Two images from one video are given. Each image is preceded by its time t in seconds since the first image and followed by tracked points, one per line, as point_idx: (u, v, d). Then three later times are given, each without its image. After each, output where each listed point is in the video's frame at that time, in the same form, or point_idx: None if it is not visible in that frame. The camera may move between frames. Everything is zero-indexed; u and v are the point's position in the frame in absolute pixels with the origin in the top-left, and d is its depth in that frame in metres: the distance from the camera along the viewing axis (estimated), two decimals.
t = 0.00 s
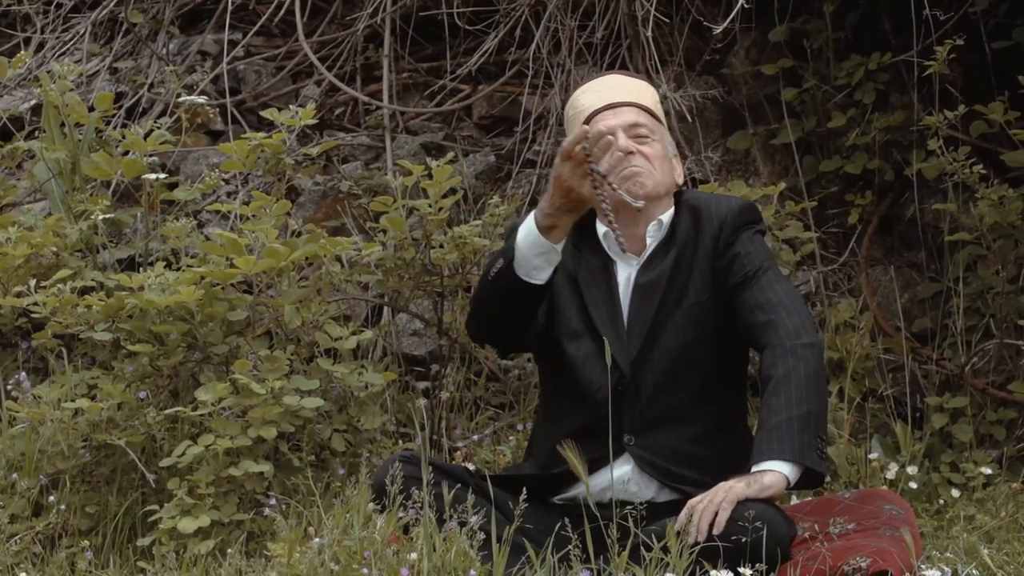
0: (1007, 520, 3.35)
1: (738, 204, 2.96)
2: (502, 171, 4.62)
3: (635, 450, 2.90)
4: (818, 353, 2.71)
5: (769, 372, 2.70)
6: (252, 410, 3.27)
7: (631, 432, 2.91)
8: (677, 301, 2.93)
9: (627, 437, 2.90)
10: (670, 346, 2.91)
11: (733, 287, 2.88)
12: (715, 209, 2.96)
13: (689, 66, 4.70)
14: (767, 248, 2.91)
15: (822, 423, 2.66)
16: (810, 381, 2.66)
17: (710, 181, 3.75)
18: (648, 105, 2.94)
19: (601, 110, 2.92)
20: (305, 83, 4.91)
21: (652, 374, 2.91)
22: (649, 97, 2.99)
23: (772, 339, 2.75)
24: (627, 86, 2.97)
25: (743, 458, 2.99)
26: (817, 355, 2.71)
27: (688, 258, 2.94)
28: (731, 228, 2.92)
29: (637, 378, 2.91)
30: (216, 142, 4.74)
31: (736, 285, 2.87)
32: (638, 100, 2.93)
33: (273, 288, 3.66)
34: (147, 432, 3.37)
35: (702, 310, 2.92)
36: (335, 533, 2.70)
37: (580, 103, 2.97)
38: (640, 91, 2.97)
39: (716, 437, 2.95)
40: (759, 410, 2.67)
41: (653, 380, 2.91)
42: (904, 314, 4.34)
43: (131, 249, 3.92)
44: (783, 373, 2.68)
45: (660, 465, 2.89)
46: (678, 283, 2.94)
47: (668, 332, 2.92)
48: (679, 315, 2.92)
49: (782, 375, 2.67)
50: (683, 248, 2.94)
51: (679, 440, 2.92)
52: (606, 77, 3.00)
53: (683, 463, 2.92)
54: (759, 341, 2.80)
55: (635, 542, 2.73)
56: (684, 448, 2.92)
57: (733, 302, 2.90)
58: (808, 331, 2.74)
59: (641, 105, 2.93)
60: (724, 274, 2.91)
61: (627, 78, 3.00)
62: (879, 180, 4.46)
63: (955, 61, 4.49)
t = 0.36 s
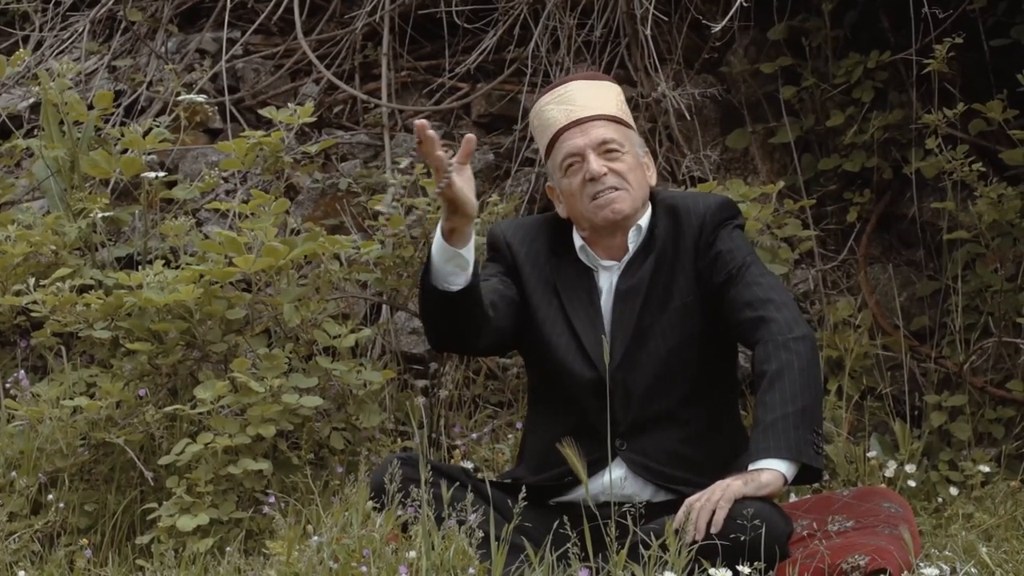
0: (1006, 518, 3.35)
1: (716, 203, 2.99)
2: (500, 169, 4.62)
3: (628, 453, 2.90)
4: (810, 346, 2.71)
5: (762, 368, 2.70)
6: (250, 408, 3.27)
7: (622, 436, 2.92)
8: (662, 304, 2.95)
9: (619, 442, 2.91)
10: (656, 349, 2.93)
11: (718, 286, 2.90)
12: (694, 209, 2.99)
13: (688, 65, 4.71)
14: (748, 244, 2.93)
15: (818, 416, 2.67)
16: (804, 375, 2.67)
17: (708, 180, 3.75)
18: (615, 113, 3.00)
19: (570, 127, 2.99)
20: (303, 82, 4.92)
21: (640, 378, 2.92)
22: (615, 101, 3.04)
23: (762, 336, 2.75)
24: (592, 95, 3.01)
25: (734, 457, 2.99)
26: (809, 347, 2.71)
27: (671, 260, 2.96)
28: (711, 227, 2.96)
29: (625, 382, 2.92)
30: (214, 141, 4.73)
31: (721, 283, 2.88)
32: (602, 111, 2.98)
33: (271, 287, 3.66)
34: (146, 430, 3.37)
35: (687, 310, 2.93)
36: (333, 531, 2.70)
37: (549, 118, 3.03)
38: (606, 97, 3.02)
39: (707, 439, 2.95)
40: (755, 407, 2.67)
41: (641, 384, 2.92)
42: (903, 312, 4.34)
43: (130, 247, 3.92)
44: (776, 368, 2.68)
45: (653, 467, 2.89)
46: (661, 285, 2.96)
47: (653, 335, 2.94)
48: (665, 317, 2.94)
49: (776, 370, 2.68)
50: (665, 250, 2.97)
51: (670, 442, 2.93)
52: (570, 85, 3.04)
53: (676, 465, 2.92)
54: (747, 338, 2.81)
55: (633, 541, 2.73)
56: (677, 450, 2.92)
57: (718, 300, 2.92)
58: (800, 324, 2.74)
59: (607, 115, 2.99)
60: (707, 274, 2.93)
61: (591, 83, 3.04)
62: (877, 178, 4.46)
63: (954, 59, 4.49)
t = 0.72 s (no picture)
0: (1005, 516, 3.35)
1: (705, 199, 2.98)
2: (499, 168, 4.62)
3: (623, 455, 2.89)
4: (808, 341, 2.71)
5: (760, 365, 2.70)
6: (249, 407, 3.27)
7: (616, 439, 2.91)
8: (653, 304, 2.94)
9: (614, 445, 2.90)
10: (649, 350, 2.92)
11: (710, 284, 2.89)
12: (682, 206, 2.98)
13: (687, 64, 4.71)
14: (738, 239, 2.93)
15: (815, 413, 2.66)
16: (802, 370, 2.67)
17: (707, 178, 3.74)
18: (613, 105, 3.02)
19: (566, 113, 2.99)
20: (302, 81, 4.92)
21: (634, 379, 2.91)
22: (613, 95, 3.06)
23: (759, 333, 2.75)
24: (591, 85, 3.04)
25: (729, 454, 2.99)
26: (807, 342, 2.71)
27: (660, 259, 2.95)
28: (701, 224, 2.95)
29: (619, 384, 2.91)
30: (213, 139, 4.73)
31: (714, 281, 2.88)
32: (600, 102, 3.00)
33: (270, 285, 3.66)
34: (144, 429, 3.37)
35: (679, 309, 2.93)
36: (332, 529, 2.69)
37: (546, 104, 3.04)
38: (604, 89, 3.04)
39: (701, 438, 2.95)
40: (752, 404, 2.66)
41: (634, 384, 2.91)
42: (902, 311, 4.34)
43: (128, 246, 3.92)
44: (774, 364, 2.68)
45: (649, 468, 2.89)
46: (652, 284, 2.95)
47: (645, 335, 2.93)
48: (656, 317, 2.93)
49: (774, 366, 2.67)
50: (654, 248, 2.95)
51: (665, 442, 2.93)
52: (570, 74, 3.06)
53: (671, 465, 2.93)
54: (744, 336, 2.81)
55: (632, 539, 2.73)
56: (672, 451, 2.92)
57: (710, 297, 2.92)
58: (798, 319, 2.74)
59: (605, 105, 3.00)
60: (698, 271, 2.92)
61: (590, 75, 3.07)
62: (876, 177, 4.46)
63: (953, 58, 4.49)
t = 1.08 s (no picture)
0: (1003, 514, 3.35)
1: (688, 197, 2.98)
2: (497, 166, 4.62)
3: (621, 460, 2.91)
4: (802, 336, 2.71)
5: (755, 361, 2.71)
6: (248, 405, 3.27)
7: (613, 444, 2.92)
8: (641, 307, 2.95)
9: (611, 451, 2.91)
10: (638, 354, 2.93)
11: (699, 285, 2.89)
12: (666, 207, 2.98)
13: (685, 62, 4.71)
14: (723, 236, 2.93)
15: (812, 409, 2.66)
16: (797, 365, 2.66)
17: (705, 177, 3.74)
18: (594, 114, 3.03)
19: (550, 124, 3.00)
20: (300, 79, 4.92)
21: (625, 384, 2.92)
22: (592, 103, 3.07)
23: (752, 330, 2.75)
24: (572, 94, 3.04)
25: (727, 453, 2.99)
26: (801, 337, 2.71)
27: (647, 262, 2.96)
28: (686, 223, 2.95)
29: (610, 390, 2.92)
30: (212, 138, 4.72)
31: (702, 281, 2.88)
32: (582, 110, 3.01)
33: (268, 283, 3.66)
34: (142, 427, 3.38)
35: (668, 310, 2.93)
36: (330, 528, 2.69)
37: (529, 114, 3.04)
38: (584, 98, 3.05)
39: (698, 439, 2.96)
40: (748, 402, 2.66)
41: (626, 389, 2.92)
42: (899, 309, 4.34)
43: (126, 245, 3.91)
44: (768, 360, 2.68)
45: (646, 471, 2.90)
46: (639, 288, 2.95)
47: (635, 340, 2.93)
48: (645, 321, 2.94)
49: (768, 363, 2.67)
50: (639, 252, 2.96)
51: (660, 444, 2.93)
52: (550, 83, 3.06)
53: (668, 467, 2.93)
54: (736, 335, 2.81)
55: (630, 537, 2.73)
56: (669, 453, 2.93)
57: (699, 297, 2.92)
58: (791, 314, 2.74)
59: (587, 115, 3.01)
60: (686, 272, 2.93)
61: (569, 84, 3.08)
62: (875, 175, 4.47)
63: (951, 56, 4.49)
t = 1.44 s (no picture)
0: (1002, 513, 3.35)
1: (676, 198, 2.97)
2: (497, 164, 4.62)
3: (618, 464, 2.92)
4: (802, 333, 2.72)
5: (754, 360, 2.70)
6: (247, 403, 3.27)
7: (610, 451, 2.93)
8: (632, 313, 2.93)
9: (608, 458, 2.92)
10: (631, 359, 2.92)
11: (691, 286, 2.89)
12: (654, 209, 2.97)
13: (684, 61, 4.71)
14: (713, 235, 2.91)
15: (811, 408, 2.66)
16: (797, 363, 2.67)
17: (704, 176, 3.74)
18: (583, 129, 2.89)
19: (531, 132, 2.92)
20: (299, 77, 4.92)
21: (619, 390, 2.92)
22: (592, 114, 2.92)
23: (750, 330, 2.75)
24: (565, 103, 2.91)
25: (722, 449, 3.01)
26: (800, 334, 2.71)
27: (637, 266, 2.95)
28: (675, 225, 2.94)
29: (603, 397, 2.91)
30: (211, 136, 4.71)
31: (694, 283, 2.87)
32: (566, 124, 2.88)
33: (267, 282, 3.66)
34: (141, 426, 3.38)
35: (660, 312, 2.92)
36: (330, 526, 2.70)
37: (523, 114, 2.97)
38: (579, 110, 2.90)
39: (693, 439, 2.97)
40: (748, 402, 2.66)
41: (620, 395, 2.92)
42: (898, 308, 4.34)
43: (125, 243, 3.92)
44: (768, 359, 2.67)
45: (643, 475, 2.92)
46: (630, 292, 2.94)
47: (627, 346, 2.92)
48: (637, 326, 2.93)
49: (768, 361, 2.67)
50: (629, 256, 2.94)
51: (656, 445, 2.95)
52: (550, 87, 2.94)
53: (664, 470, 2.95)
54: (733, 333, 2.81)
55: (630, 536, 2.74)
56: (665, 456, 2.94)
57: (691, 298, 2.91)
58: (789, 311, 2.74)
59: (571, 130, 2.88)
60: (677, 274, 2.91)
61: (572, 90, 2.93)
62: (874, 174, 4.46)
63: (950, 54, 4.49)
